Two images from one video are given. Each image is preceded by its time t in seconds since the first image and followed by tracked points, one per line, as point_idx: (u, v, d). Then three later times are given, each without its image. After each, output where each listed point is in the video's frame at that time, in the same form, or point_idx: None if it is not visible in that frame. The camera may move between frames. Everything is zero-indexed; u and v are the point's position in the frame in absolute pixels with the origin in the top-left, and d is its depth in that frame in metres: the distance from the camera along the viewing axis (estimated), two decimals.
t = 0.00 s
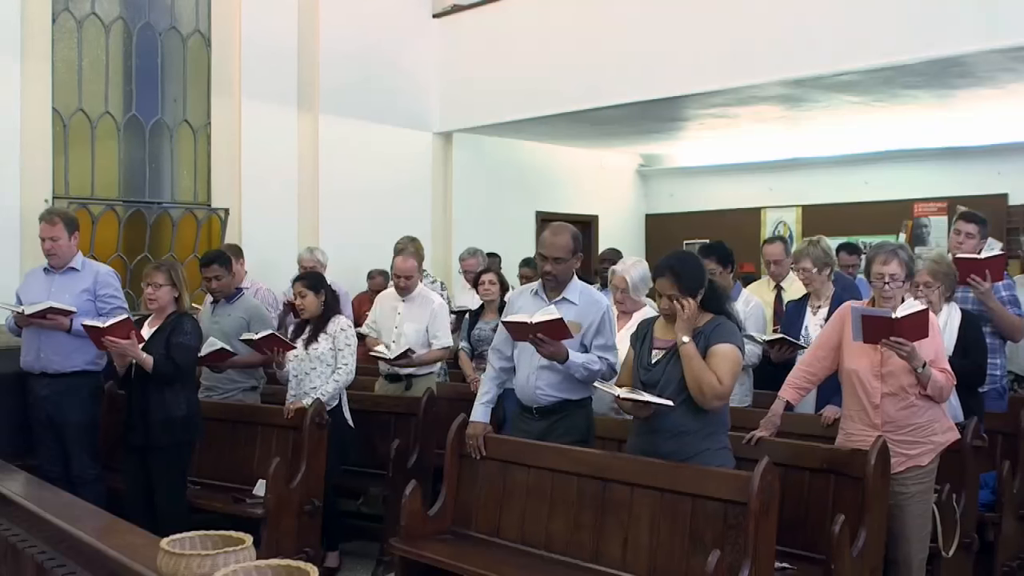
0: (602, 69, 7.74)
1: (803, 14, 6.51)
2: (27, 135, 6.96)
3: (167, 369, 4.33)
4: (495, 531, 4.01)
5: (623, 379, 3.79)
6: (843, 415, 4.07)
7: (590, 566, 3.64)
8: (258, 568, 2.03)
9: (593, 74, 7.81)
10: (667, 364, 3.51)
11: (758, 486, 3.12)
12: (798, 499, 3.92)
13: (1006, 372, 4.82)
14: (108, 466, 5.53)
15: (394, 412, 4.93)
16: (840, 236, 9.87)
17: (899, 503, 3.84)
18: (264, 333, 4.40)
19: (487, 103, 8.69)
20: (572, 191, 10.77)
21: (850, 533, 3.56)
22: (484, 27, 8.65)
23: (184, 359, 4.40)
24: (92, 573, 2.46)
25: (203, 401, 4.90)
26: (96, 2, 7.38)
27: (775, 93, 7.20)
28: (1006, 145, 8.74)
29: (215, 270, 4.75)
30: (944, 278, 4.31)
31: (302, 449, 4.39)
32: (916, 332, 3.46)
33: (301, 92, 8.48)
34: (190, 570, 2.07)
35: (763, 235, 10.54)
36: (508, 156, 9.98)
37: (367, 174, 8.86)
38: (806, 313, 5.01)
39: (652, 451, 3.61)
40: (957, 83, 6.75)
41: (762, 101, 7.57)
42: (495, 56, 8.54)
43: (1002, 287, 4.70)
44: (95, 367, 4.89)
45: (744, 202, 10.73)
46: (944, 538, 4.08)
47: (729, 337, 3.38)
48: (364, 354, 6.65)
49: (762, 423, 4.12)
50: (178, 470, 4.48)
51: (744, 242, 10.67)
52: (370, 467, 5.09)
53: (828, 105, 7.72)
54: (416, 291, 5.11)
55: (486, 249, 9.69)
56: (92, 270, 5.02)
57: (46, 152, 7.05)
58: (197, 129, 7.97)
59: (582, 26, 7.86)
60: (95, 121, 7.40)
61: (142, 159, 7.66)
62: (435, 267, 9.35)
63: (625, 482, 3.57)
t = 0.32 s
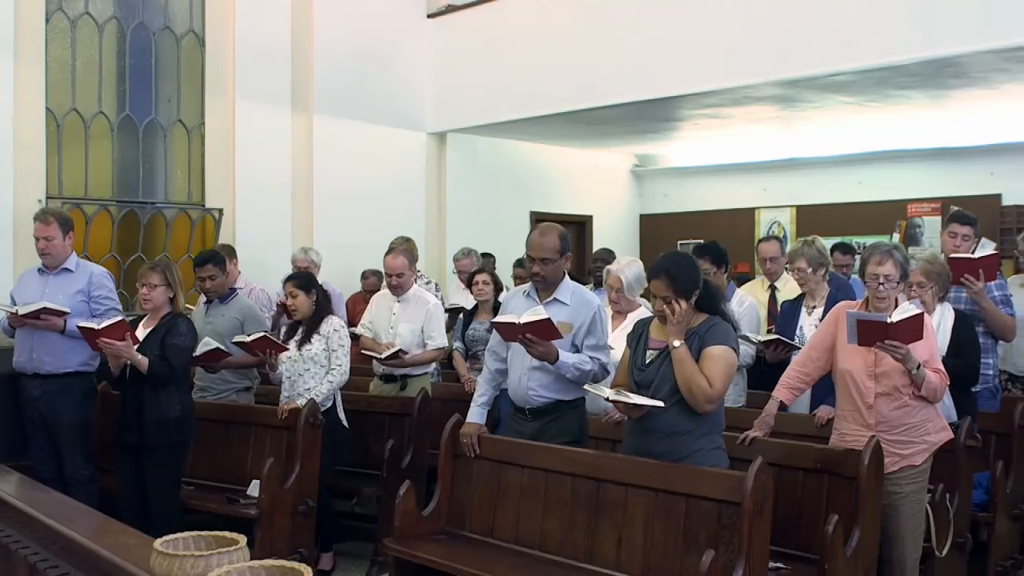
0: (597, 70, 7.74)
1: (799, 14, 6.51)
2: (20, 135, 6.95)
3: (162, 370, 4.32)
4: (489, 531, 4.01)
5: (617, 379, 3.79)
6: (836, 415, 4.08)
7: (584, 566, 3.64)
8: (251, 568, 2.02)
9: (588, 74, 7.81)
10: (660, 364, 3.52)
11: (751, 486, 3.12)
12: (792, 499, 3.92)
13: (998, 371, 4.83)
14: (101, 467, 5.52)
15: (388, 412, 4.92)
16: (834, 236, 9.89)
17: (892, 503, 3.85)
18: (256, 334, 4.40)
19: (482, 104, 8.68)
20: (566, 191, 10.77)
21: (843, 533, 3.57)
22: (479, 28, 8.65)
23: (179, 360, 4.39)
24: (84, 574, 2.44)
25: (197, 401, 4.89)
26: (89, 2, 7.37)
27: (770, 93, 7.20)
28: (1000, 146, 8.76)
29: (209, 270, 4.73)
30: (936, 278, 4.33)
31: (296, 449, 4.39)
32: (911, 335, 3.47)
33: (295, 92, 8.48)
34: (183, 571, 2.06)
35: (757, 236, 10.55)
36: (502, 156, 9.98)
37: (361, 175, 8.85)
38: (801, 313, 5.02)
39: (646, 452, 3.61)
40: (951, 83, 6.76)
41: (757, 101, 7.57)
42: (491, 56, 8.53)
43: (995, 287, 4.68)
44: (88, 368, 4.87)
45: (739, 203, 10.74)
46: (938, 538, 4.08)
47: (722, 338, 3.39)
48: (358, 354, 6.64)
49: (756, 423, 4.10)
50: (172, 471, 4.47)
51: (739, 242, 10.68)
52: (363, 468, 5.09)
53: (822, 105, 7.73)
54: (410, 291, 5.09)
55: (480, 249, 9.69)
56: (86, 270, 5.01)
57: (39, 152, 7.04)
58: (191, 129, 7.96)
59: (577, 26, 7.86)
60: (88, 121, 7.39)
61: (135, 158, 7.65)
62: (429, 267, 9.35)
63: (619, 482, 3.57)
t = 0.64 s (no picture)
0: (583, 69, 7.74)
1: (784, 15, 6.53)
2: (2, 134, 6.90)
3: (146, 370, 4.31)
4: (474, 531, 4.00)
5: (602, 379, 3.79)
6: (819, 415, 4.09)
7: (568, 566, 3.65)
8: (234, 570, 2.00)
9: (574, 74, 7.81)
10: (645, 365, 3.52)
11: (735, 485, 3.13)
12: (776, 498, 3.93)
13: (980, 370, 4.85)
14: (84, 468, 5.49)
15: (373, 412, 4.92)
16: (819, 236, 9.92)
17: (876, 502, 3.87)
18: (239, 336, 4.38)
19: (467, 104, 8.68)
20: (552, 191, 10.78)
21: (827, 532, 3.58)
22: (465, 28, 8.64)
23: (163, 360, 4.37)
24: None
25: (180, 402, 4.87)
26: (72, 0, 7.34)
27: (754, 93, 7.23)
28: (982, 147, 8.81)
29: (192, 271, 4.70)
30: (919, 278, 4.36)
31: (281, 450, 4.38)
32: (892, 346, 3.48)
33: (280, 92, 8.44)
34: (166, 572, 2.04)
35: (742, 236, 10.58)
36: (487, 157, 9.98)
37: (345, 175, 8.83)
38: (786, 312, 5.02)
39: (631, 452, 3.60)
40: (933, 85, 6.79)
41: (741, 101, 7.59)
42: (476, 56, 8.53)
43: (978, 287, 4.68)
44: (70, 369, 4.84)
45: (723, 203, 10.76)
46: (920, 537, 4.10)
47: (708, 338, 3.40)
48: (342, 354, 6.63)
49: (740, 423, 4.09)
50: (156, 472, 4.45)
51: (723, 242, 10.71)
52: (348, 469, 5.08)
53: (807, 106, 7.75)
54: (394, 291, 5.08)
55: (465, 249, 9.68)
56: (70, 271, 4.98)
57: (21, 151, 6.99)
58: (175, 129, 7.93)
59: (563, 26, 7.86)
60: (71, 120, 7.36)
61: (119, 158, 7.62)
62: (414, 267, 9.34)
63: (604, 482, 3.58)
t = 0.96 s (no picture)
0: (564, 69, 7.74)
1: (763, 16, 6.55)
2: None
3: (123, 371, 4.28)
4: (453, 531, 4.00)
5: (581, 379, 3.79)
6: (797, 415, 4.11)
7: (547, 566, 3.65)
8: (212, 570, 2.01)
9: (555, 74, 7.81)
10: (626, 364, 3.52)
11: (713, 485, 3.14)
12: (755, 497, 3.95)
13: (957, 371, 4.87)
14: (59, 471, 5.44)
15: (352, 413, 4.90)
16: (797, 236, 9.97)
17: (854, 501, 3.89)
18: (216, 337, 4.36)
19: (446, 104, 8.67)
20: (531, 191, 10.78)
21: (804, 531, 3.60)
22: (445, 27, 8.62)
23: (140, 360, 4.34)
24: None
25: (157, 403, 4.84)
26: None
27: (732, 94, 7.25)
28: (958, 148, 8.87)
29: (169, 271, 4.67)
30: (895, 279, 4.39)
31: (259, 451, 4.37)
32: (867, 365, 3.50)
33: (258, 91, 8.40)
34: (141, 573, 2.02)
35: (720, 236, 10.62)
36: (466, 157, 9.97)
37: (324, 175, 8.80)
38: (767, 313, 5.00)
39: (612, 451, 3.60)
40: (909, 86, 6.83)
41: (720, 102, 7.61)
42: (456, 56, 8.52)
43: (955, 286, 4.66)
44: (47, 370, 4.80)
45: (702, 203, 10.80)
46: (897, 535, 4.13)
47: (689, 338, 3.41)
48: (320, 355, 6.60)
49: (717, 422, 4.14)
50: (133, 474, 4.42)
51: (702, 242, 10.74)
52: (327, 469, 5.06)
53: (785, 106, 7.79)
54: (375, 292, 5.07)
55: (444, 249, 9.67)
56: (49, 272, 4.94)
57: None
58: (152, 128, 7.91)
59: (544, 26, 7.86)
60: (47, 119, 7.32)
61: (95, 157, 7.60)
62: (392, 267, 9.32)
63: (583, 482, 3.58)
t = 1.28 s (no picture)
0: (541, 69, 7.74)
1: (739, 17, 6.57)
2: None
3: (97, 372, 4.25)
4: (430, 531, 3.99)
5: (559, 379, 3.80)
6: (772, 414, 4.13)
7: (524, 566, 3.65)
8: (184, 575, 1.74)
9: (533, 74, 7.80)
10: (603, 365, 3.52)
11: (689, 484, 3.15)
12: (731, 497, 3.97)
13: (931, 369, 4.87)
14: (35, 473, 5.40)
15: (328, 413, 4.89)
16: (772, 237, 10.02)
17: (829, 500, 3.91)
18: (190, 338, 4.36)
19: (422, 105, 8.65)
20: (508, 191, 10.77)
21: (779, 529, 3.62)
22: (421, 27, 8.60)
23: (114, 362, 4.32)
24: None
25: (130, 404, 4.80)
26: None
27: (708, 95, 7.28)
28: (932, 148, 8.95)
29: (143, 271, 4.65)
30: (871, 278, 4.39)
31: (234, 452, 4.35)
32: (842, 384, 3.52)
33: (233, 90, 8.34)
34: None
35: (696, 236, 10.66)
36: (442, 157, 9.96)
37: (299, 175, 8.76)
38: (743, 313, 4.99)
39: (590, 450, 3.61)
40: (882, 87, 6.89)
41: (695, 103, 7.64)
42: (433, 56, 8.51)
43: (928, 286, 4.67)
44: (24, 372, 4.75)
45: (678, 203, 10.83)
46: (871, 533, 4.15)
47: (666, 338, 3.42)
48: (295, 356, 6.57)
49: (694, 422, 4.12)
50: (107, 475, 4.38)
51: (677, 242, 10.78)
52: (303, 470, 5.04)
53: (760, 107, 7.82)
54: (350, 292, 5.06)
55: (420, 249, 9.66)
56: (26, 272, 4.89)
57: None
58: (126, 127, 7.84)
59: (521, 25, 7.85)
60: (19, 118, 7.24)
61: (69, 157, 7.52)
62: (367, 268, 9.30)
63: (559, 482, 3.58)
